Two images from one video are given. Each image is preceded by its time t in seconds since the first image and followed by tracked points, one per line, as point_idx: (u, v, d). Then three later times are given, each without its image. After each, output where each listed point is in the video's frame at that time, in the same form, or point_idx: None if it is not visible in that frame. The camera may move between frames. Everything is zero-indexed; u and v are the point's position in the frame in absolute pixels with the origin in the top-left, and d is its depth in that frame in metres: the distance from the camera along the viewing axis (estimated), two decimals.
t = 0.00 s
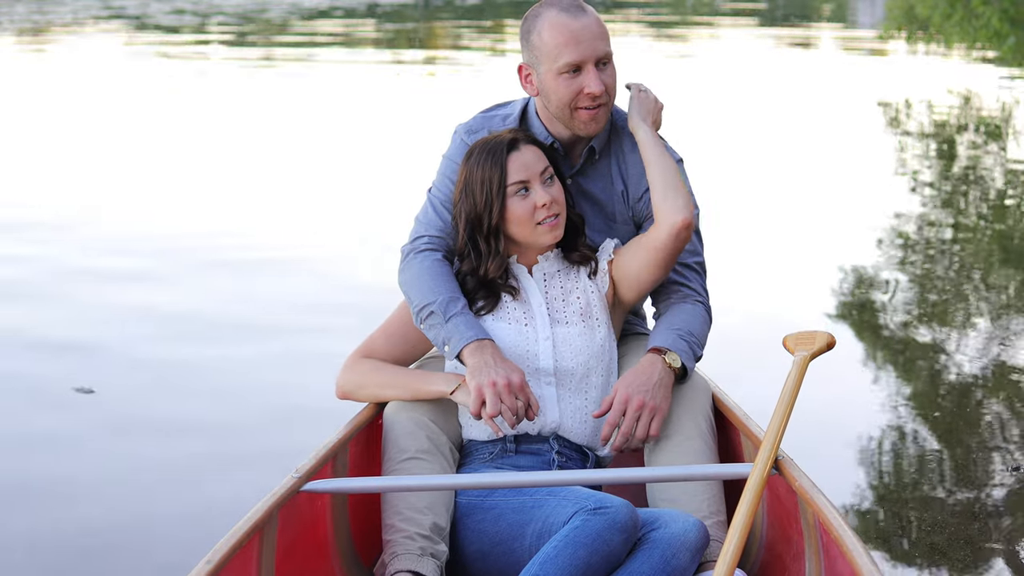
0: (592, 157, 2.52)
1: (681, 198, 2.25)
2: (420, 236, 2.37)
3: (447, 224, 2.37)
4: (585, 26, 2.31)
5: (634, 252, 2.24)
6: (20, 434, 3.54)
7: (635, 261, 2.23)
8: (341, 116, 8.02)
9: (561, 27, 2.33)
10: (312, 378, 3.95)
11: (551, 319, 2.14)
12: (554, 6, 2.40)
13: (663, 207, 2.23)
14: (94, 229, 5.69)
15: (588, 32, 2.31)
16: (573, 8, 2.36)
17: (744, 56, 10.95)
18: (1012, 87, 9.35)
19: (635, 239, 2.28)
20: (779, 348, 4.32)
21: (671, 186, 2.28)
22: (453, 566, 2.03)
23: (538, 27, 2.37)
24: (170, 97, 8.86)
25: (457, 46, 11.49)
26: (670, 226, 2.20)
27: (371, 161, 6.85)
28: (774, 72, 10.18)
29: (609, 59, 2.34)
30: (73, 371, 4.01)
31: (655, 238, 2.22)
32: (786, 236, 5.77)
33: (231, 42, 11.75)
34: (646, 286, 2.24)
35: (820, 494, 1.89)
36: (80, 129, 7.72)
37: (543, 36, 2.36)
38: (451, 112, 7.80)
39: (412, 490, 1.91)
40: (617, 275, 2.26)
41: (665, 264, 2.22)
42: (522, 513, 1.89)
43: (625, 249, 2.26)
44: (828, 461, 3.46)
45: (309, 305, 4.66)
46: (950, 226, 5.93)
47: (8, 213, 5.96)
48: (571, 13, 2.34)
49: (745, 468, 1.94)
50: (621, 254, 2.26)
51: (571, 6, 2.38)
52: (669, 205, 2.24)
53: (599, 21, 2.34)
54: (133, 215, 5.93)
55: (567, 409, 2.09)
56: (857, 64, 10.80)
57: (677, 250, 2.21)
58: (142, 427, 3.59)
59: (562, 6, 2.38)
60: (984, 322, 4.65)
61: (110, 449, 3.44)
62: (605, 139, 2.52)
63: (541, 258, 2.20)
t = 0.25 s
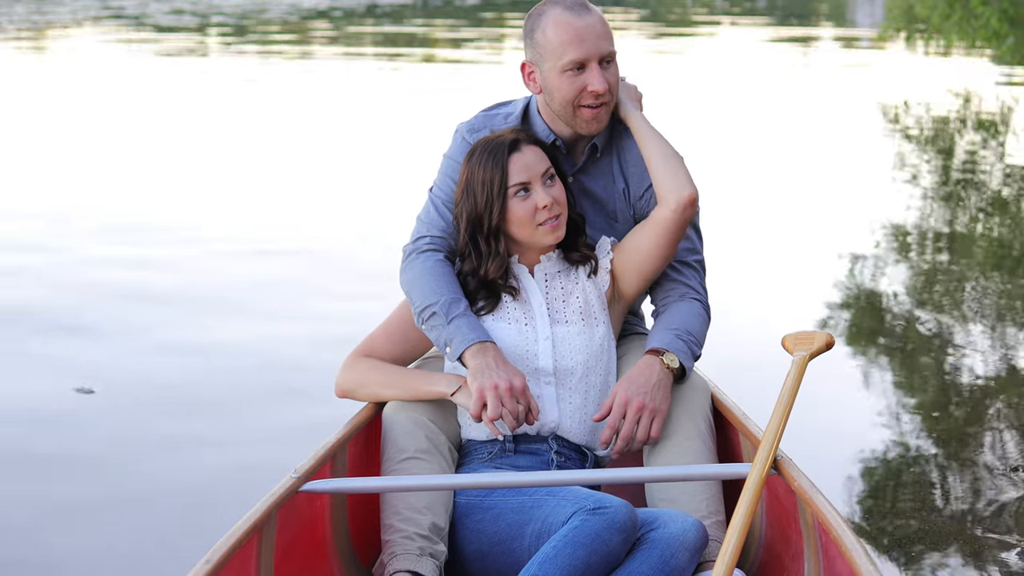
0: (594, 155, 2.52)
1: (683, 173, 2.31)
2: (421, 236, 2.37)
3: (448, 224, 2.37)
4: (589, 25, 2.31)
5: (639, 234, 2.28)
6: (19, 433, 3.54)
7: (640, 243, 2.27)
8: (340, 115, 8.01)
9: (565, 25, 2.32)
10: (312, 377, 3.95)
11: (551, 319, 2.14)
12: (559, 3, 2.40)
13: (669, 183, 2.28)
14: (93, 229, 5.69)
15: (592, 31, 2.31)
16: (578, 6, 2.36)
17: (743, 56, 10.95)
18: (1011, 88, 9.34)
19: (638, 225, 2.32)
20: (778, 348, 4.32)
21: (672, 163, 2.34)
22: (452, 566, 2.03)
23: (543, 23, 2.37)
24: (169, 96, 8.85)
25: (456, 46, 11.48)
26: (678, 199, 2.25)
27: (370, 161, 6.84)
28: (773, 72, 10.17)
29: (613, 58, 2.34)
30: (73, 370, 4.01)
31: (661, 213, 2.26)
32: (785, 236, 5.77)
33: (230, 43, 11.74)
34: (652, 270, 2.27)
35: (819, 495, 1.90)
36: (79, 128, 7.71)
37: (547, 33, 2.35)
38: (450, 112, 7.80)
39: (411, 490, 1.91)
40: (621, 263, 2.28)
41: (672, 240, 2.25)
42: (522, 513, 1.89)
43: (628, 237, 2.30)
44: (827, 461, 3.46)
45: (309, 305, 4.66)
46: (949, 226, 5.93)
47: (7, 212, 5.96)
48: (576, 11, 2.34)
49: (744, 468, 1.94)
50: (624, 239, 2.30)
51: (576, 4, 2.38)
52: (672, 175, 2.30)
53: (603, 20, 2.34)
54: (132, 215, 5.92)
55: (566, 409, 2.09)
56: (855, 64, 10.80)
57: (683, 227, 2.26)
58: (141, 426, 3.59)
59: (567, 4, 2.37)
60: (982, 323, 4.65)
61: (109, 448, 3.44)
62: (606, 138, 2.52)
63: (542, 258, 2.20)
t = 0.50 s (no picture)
0: (594, 153, 2.51)
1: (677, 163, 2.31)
2: (422, 235, 2.37)
3: (449, 224, 2.37)
4: (589, 22, 2.31)
5: (637, 228, 2.28)
6: (20, 432, 3.54)
7: (638, 237, 2.26)
8: (341, 115, 8.02)
9: (566, 22, 2.32)
10: (312, 377, 3.95)
11: (551, 319, 2.14)
12: None
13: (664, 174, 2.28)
14: (93, 229, 5.69)
15: (592, 29, 2.30)
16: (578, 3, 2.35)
17: (743, 56, 10.94)
18: (1012, 88, 9.34)
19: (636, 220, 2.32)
20: (778, 347, 4.33)
21: (669, 154, 2.33)
22: (452, 565, 2.03)
23: (543, 20, 2.36)
24: (169, 96, 8.85)
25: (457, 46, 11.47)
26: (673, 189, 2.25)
27: (371, 160, 6.84)
28: (773, 72, 10.17)
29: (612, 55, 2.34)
30: (73, 370, 4.01)
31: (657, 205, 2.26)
32: (786, 236, 5.77)
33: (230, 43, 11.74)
34: (651, 264, 2.26)
35: (819, 494, 1.89)
36: (79, 129, 7.71)
37: (548, 29, 2.35)
38: (450, 112, 7.80)
39: (411, 490, 1.91)
40: (620, 260, 2.28)
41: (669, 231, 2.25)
42: (522, 513, 1.89)
43: (627, 233, 2.29)
44: (827, 461, 3.46)
45: (309, 304, 4.66)
46: (949, 226, 5.93)
47: (7, 212, 5.97)
48: (576, 8, 2.34)
49: (744, 468, 1.94)
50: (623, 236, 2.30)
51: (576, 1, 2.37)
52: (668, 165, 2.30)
53: (603, 18, 2.34)
54: (133, 215, 5.92)
55: (566, 409, 2.09)
56: (856, 64, 10.80)
57: (681, 218, 2.26)
58: (142, 426, 3.59)
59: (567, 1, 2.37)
60: (983, 322, 4.65)
61: (109, 448, 3.44)
62: (606, 136, 2.52)
63: (542, 258, 2.20)
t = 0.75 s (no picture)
0: (593, 157, 2.52)
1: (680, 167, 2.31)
2: (423, 238, 2.37)
3: (450, 225, 2.37)
4: (580, 26, 2.31)
5: (639, 233, 2.28)
6: (20, 432, 3.54)
7: (640, 242, 2.27)
8: (341, 115, 8.03)
9: (555, 27, 2.33)
10: (313, 378, 3.95)
11: (552, 320, 2.15)
12: (549, 5, 2.40)
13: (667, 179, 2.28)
14: (94, 229, 5.70)
15: (583, 33, 2.31)
16: (568, 8, 2.36)
17: (743, 57, 10.96)
18: (1011, 88, 9.36)
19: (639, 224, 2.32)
20: (778, 349, 4.33)
21: (670, 158, 2.33)
22: (453, 567, 2.04)
23: (533, 26, 2.37)
24: (170, 96, 8.87)
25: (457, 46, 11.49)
26: (677, 194, 2.25)
27: (372, 161, 6.85)
28: (773, 72, 10.19)
29: (605, 59, 2.34)
30: (74, 369, 4.02)
31: (660, 210, 2.26)
32: (786, 236, 5.78)
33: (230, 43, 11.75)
34: (652, 269, 2.27)
35: (819, 495, 1.90)
36: (80, 129, 7.73)
37: (540, 35, 2.35)
38: (451, 112, 7.81)
39: (413, 491, 1.91)
40: (622, 264, 2.28)
41: (673, 237, 2.26)
42: (523, 514, 1.89)
43: (629, 237, 2.30)
44: (828, 462, 3.47)
45: (310, 305, 4.67)
46: (949, 227, 5.94)
47: (8, 212, 5.97)
48: (568, 13, 2.34)
49: (745, 469, 1.95)
50: (625, 239, 2.30)
51: (566, 5, 2.38)
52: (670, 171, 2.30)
53: (594, 21, 2.34)
54: (134, 215, 5.93)
55: (567, 411, 2.09)
56: (855, 65, 10.82)
57: (683, 222, 2.26)
58: (143, 426, 3.59)
59: (556, 6, 2.38)
60: (983, 323, 4.66)
61: (110, 449, 3.45)
62: (607, 139, 2.52)
63: (543, 260, 2.20)
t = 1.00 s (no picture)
0: (594, 158, 2.52)
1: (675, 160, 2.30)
2: (424, 239, 2.37)
3: (451, 227, 2.37)
4: (576, 29, 2.31)
5: (636, 229, 2.29)
6: (21, 433, 3.55)
7: (637, 239, 2.27)
8: (341, 116, 8.03)
9: (550, 31, 2.32)
10: (313, 379, 3.95)
11: (552, 321, 2.15)
12: (546, 7, 2.40)
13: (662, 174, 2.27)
14: (94, 231, 5.70)
15: (578, 36, 2.30)
16: (563, 10, 2.35)
17: (743, 57, 10.97)
18: (1011, 89, 9.38)
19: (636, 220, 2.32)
20: (778, 350, 4.34)
21: (667, 154, 2.32)
22: (453, 567, 2.04)
23: (529, 30, 2.37)
24: (170, 97, 8.87)
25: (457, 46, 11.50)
26: (672, 189, 2.24)
27: (372, 161, 6.86)
28: (773, 73, 10.20)
29: (600, 60, 2.33)
30: (74, 370, 4.02)
31: (657, 204, 2.25)
32: (786, 238, 5.79)
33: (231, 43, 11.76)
34: (650, 265, 2.27)
35: (820, 497, 1.90)
36: (81, 129, 7.73)
37: (535, 38, 2.36)
38: (451, 112, 7.82)
39: (413, 493, 1.91)
40: (621, 262, 2.29)
41: (669, 232, 2.25)
42: (523, 516, 1.90)
43: (627, 234, 2.30)
44: (828, 462, 3.47)
45: (310, 306, 4.67)
46: (948, 227, 5.95)
47: (8, 214, 5.98)
48: (563, 15, 2.34)
49: (745, 470, 1.95)
50: (622, 237, 2.30)
51: (563, 8, 2.38)
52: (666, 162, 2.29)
53: (591, 23, 2.33)
54: (134, 216, 5.94)
55: (567, 411, 2.09)
56: (856, 66, 10.83)
57: (679, 218, 2.25)
58: (143, 428, 3.59)
59: (553, 8, 2.37)
60: (983, 324, 4.67)
61: (111, 450, 3.45)
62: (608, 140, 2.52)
63: (543, 261, 2.20)
